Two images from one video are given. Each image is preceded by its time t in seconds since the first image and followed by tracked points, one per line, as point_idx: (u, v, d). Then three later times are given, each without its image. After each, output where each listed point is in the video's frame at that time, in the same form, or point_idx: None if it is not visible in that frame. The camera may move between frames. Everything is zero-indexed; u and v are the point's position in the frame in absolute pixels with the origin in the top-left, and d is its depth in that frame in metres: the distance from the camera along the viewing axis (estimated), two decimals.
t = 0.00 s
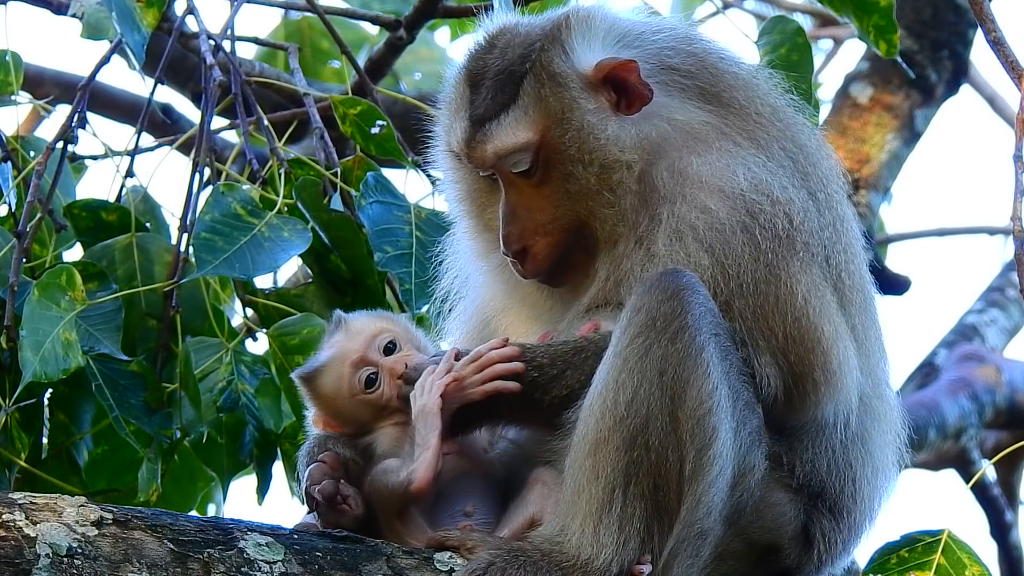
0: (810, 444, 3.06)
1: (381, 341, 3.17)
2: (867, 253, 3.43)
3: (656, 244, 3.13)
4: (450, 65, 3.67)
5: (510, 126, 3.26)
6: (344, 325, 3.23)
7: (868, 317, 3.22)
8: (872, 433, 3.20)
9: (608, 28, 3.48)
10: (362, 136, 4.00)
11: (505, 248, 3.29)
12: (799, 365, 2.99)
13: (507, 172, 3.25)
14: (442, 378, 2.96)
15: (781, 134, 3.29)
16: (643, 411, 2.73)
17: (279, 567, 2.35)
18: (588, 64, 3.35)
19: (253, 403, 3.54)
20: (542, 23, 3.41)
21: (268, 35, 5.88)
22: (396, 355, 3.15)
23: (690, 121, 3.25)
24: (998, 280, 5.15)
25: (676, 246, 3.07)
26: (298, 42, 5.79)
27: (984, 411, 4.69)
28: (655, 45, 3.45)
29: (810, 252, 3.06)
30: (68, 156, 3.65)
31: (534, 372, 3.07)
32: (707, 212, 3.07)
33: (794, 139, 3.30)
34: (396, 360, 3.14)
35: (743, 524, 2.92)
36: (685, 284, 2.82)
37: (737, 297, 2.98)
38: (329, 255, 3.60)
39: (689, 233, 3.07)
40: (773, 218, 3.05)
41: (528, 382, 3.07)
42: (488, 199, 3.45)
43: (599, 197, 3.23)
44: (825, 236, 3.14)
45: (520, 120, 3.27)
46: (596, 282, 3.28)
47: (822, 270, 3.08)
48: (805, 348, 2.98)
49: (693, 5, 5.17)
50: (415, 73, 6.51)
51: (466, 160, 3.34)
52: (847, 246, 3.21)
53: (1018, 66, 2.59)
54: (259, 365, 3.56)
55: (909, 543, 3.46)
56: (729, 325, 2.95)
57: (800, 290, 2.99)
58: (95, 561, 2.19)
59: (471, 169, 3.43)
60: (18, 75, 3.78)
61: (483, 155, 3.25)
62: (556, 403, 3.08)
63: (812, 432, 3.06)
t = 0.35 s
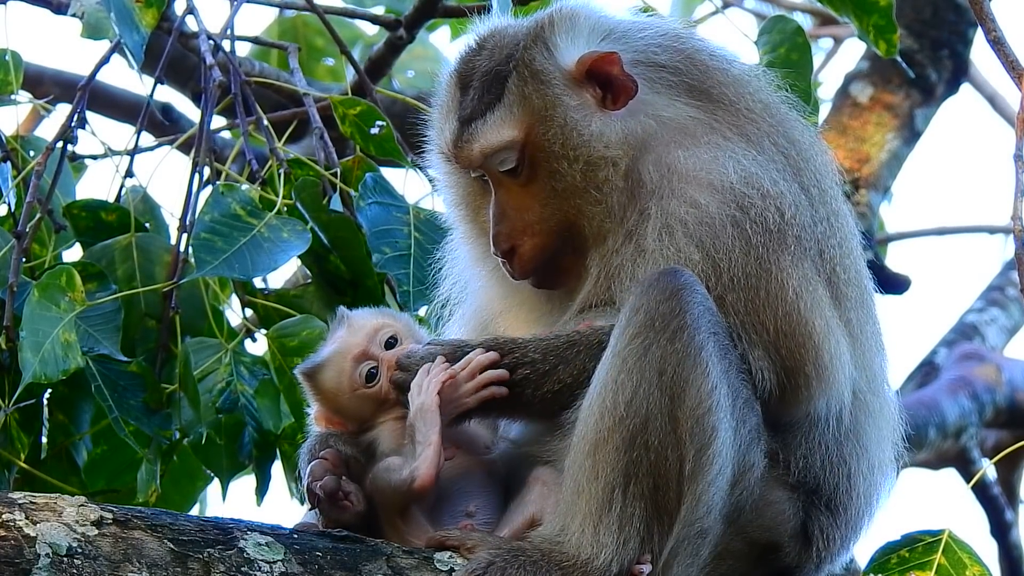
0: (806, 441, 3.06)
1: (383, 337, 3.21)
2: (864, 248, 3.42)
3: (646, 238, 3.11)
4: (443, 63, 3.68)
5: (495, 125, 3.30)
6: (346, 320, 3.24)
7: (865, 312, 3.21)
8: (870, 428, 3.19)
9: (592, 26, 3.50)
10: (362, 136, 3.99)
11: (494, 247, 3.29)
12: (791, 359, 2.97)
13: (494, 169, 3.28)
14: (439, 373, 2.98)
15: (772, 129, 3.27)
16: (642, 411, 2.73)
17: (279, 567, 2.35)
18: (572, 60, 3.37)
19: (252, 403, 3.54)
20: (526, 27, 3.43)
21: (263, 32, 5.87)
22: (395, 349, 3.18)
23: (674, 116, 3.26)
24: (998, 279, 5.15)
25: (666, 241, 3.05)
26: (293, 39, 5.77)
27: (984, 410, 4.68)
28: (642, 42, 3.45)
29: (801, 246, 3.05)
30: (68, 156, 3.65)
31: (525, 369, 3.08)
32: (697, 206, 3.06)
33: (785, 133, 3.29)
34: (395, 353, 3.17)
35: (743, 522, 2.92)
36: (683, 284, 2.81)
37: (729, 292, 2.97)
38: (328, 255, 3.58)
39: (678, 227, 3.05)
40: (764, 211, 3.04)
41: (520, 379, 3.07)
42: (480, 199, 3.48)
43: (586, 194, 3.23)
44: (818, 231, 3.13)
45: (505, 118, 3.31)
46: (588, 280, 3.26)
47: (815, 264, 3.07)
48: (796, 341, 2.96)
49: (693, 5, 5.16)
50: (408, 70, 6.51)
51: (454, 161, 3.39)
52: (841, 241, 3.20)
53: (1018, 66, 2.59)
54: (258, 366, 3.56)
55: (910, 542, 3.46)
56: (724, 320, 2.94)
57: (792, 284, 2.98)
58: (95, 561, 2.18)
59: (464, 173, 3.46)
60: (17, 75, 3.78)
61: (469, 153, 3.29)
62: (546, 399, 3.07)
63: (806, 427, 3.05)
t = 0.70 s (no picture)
0: (804, 440, 3.06)
1: (380, 328, 3.22)
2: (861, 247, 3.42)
3: (642, 236, 3.10)
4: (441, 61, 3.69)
5: (488, 127, 3.33)
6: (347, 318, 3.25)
7: (862, 310, 3.20)
8: (868, 426, 3.19)
9: (584, 26, 3.51)
10: (362, 136, 4.00)
11: (490, 251, 3.30)
12: (789, 356, 2.97)
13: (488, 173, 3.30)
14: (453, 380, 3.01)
15: (768, 128, 3.28)
16: (642, 411, 2.73)
17: (279, 567, 2.35)
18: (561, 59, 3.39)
19: (253, 402, 3.54)
20: (515, 30, 3.45)
21: (264, 32, 5.87)
22: (390, 339, 3.18)
23: (667, 114, 3.26)
24: (998, 279, 5.16)
25: (662, 240, 3.05)
26: (293, 39, 5.78)
27: (984, 410, 4.69)
28: (633, 42, 3.45)
29: (798, 244, 3.06)
30: (68, 156, 3.65)
31: (522, 362, 3.08)
32: (693, 204, 3.06)
33: (779, 130, 3.30)
34: (390, 342, 3.17)
35: (743, 522, 2.92)
36: (682, 283, 2.81)
37: (727, 290, 2.97)
38: (329, 254, 3.61)
39: (675, 226, 3.05)
40: (761, 209, 3.04)
41: (517, 373, 3.07)
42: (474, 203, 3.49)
43: (581, 193, 3.24)
44: (815, 229, 3.13)
45: (496, 122, 3.33)
46: (588, 278, 3.24)
47: (812, 262, 3.08)
48: (794, 339, 2.97)
49: (693, 5, 5.17)
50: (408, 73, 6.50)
51: (448, 165, 3.42)
52: (838, 239, 3.20)
53: (1018, 66, 2.59)
54: (258, 365, 3.56)
55: (910, 543, 3.46)
56: (722, 318, 2.94)
57: (789, 283, 2.98)
58: (95, 561, 2.18)
59: (458, 177, 3.47)
60: (17, 75, 3.78)
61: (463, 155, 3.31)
62: (544, 392, 3.07)
63: (804, 425, 3.05)
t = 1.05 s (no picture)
0: (804, 439, 3.05)
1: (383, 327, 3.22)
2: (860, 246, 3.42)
3: (638, 233, 3.11)
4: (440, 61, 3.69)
5: (484, 127, 3.33)
6: (349, 318, 3.27)
7: (861, 308, 3.20)
8: (868, 424, 3.19)
9: (578, 26, 3.52)
10: (362, 136, 4.00)
11: (488, 251, 3.28)
12: (787, 355, 2.97)
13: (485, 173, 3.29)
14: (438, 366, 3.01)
15: (766, 126, 3.28)
16: (641, 411, 2.73)
17: (279, 567, 2.35)
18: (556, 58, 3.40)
19: (253, 403, 3.54)
20: (509, 32, 3.46)
21: (264, 32, 5.87)
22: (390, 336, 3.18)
23: (663, 113, 3.26)
24: (998, 279, 5.16)
25: (660, 238, 3.05)
26: (294, 39, 5.78)
27: (984, 410, 4.69)
28: (628, 41, 3.46)
29: (796, 242, 3.06)
30: (68, 156, 3.65)
31: (519, 356, 3.06)
32: (691, 202, 3.06)
33: (777, 128, 3.30)
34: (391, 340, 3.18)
35: (742, 522, 2.92)
36: (682, 283, 2.81)
37: (725, 289, 2.97)
38: (329, 255, 3.60)
39: (672, 224, 3.05)
40: (758, 207, 3.04)
41: (513, 367, 3.06)
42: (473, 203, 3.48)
43: (577, 191, 3.23)
44: (812, 227, 3.13)
45: (492, 122, 3.33)
46: (585, 278, 3.22)
47: (810, 261, 3.08)
48: (792, 337, 2.97)
49: (693, 5, 5.16)
50: (410, 72, 6.52)
51: (446, 165, 3.41)
52: (836, 238, 3.20)
53: (1018, 66, 2.59)
54: (258, 365, 3.56)
55: (910, 542, 3.46)
56: (720, 316, 2.94)
57: (786, 281, 2.99)
58: (95, 561, 2.18)
59: (457, 178, 3.47)
60: (17, 75, 3.78)
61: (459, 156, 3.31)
62: (539, 387, 3.06)
63: (803, 425, 3.05)
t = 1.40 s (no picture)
0: (803, 439, 3.05)
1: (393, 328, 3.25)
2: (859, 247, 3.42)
3: (635, 233, 3.12)
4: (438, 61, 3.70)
5: (480, 117, 3.33)
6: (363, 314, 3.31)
7: (859, 308, 3.20)
8: (867, 424, 3.19)
9: (575, 23, 3.52)
10: (362, 136, 4.00)
11: (480, 246, 3.28)
12: (786, 355, 2.98)
13: (479, 166, 3.29)
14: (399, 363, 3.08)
15: (763, 126, 3.29)
16: (641, 411, 2.73)
17: (279, 567, 2.35)
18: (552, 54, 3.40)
19: (253, 403, 3.54)
20: (504, 30, 3.47)
21: (264, 33, 5.87)
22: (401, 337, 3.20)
23: (659, 113, 3.27)
24: (998, 279, 5.16)
25: (658, 238, 3.06)
26: (294, 39, 5.78)
27: (984, 410, 4.69)
28: (624, 40, 3.46)
29: (794, 242, 3.06)
30: (68, 156, 3.66)
31: (519, 356, 3.06)
32: (689, 202, 3.06)
33: (775, 129, 3.30)
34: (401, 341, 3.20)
35: (742, 522, 2.92)
36: (682, 283, 2.81)
37: (724, 289, 2.97)
38: (329, 254, 3.60)
39: (671, 225, 3.05)
40: (756, 207, 3.04)
41: (512, 367, 3.06)
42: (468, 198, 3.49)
43: (574, 186, 3.24)
44: (810, 226, 3.13)
45: (488, 115, 3.33)
46: (587, 277, 3.23)
47: (808, 261, 3.08)
48: (790, 338, 2.97)
49: (693, 5, 5.16)
50: (408, 71, 6.52)
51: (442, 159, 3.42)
52: (834, 238, 3.20)
53: (1018, 66, 2.59)
54: (258, 365, 3.56)
55: (910, 543, 3.46)
56: (720, 316, 2.94)
57: (785, 281, 2.99)
58: (95, 561, 2.19)
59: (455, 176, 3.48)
60: (17, 75, 3.78)
61: (454, 148, 3.32)
62: (538, 388, 3.05)
63: (802, 425, 3.05)
